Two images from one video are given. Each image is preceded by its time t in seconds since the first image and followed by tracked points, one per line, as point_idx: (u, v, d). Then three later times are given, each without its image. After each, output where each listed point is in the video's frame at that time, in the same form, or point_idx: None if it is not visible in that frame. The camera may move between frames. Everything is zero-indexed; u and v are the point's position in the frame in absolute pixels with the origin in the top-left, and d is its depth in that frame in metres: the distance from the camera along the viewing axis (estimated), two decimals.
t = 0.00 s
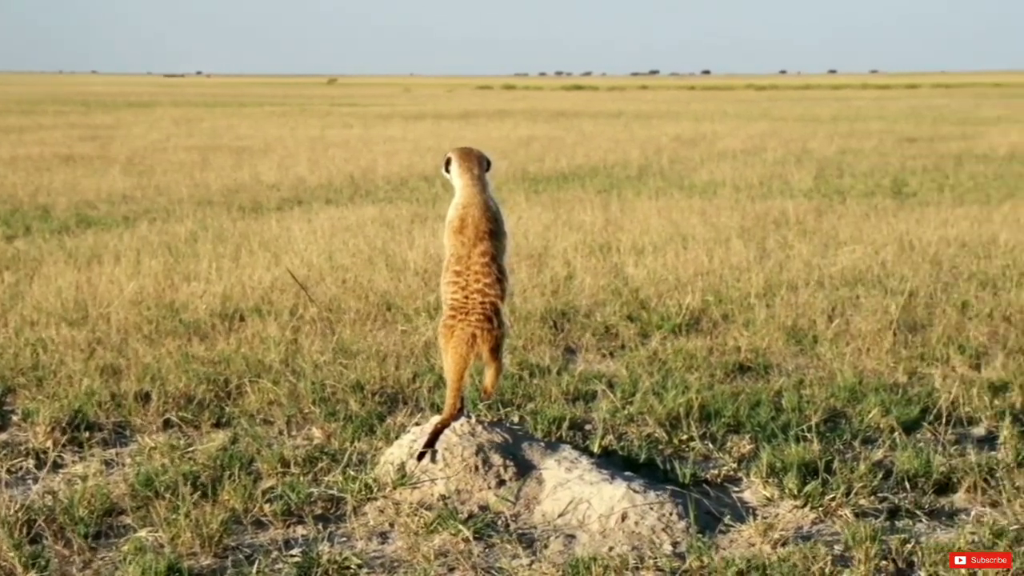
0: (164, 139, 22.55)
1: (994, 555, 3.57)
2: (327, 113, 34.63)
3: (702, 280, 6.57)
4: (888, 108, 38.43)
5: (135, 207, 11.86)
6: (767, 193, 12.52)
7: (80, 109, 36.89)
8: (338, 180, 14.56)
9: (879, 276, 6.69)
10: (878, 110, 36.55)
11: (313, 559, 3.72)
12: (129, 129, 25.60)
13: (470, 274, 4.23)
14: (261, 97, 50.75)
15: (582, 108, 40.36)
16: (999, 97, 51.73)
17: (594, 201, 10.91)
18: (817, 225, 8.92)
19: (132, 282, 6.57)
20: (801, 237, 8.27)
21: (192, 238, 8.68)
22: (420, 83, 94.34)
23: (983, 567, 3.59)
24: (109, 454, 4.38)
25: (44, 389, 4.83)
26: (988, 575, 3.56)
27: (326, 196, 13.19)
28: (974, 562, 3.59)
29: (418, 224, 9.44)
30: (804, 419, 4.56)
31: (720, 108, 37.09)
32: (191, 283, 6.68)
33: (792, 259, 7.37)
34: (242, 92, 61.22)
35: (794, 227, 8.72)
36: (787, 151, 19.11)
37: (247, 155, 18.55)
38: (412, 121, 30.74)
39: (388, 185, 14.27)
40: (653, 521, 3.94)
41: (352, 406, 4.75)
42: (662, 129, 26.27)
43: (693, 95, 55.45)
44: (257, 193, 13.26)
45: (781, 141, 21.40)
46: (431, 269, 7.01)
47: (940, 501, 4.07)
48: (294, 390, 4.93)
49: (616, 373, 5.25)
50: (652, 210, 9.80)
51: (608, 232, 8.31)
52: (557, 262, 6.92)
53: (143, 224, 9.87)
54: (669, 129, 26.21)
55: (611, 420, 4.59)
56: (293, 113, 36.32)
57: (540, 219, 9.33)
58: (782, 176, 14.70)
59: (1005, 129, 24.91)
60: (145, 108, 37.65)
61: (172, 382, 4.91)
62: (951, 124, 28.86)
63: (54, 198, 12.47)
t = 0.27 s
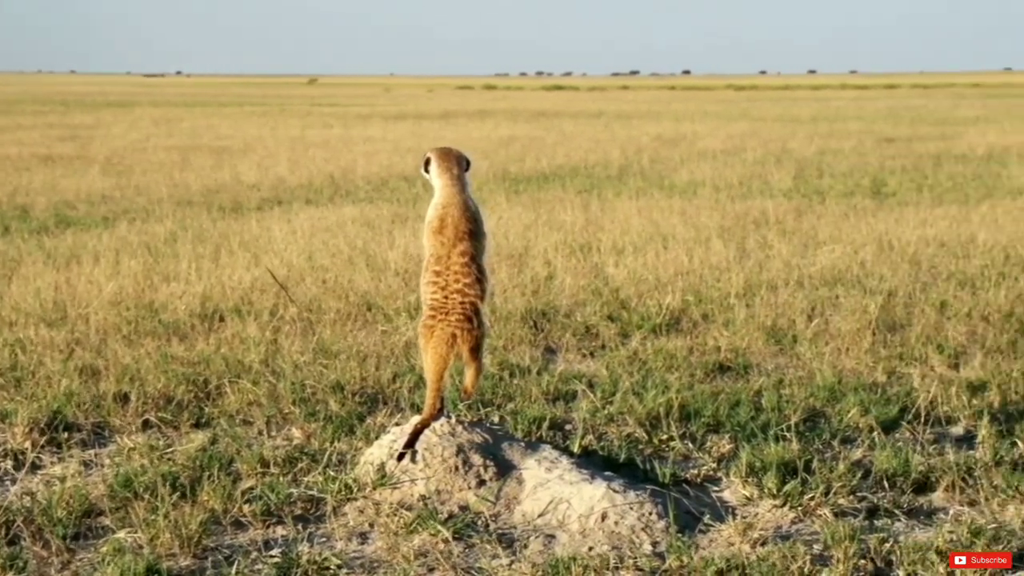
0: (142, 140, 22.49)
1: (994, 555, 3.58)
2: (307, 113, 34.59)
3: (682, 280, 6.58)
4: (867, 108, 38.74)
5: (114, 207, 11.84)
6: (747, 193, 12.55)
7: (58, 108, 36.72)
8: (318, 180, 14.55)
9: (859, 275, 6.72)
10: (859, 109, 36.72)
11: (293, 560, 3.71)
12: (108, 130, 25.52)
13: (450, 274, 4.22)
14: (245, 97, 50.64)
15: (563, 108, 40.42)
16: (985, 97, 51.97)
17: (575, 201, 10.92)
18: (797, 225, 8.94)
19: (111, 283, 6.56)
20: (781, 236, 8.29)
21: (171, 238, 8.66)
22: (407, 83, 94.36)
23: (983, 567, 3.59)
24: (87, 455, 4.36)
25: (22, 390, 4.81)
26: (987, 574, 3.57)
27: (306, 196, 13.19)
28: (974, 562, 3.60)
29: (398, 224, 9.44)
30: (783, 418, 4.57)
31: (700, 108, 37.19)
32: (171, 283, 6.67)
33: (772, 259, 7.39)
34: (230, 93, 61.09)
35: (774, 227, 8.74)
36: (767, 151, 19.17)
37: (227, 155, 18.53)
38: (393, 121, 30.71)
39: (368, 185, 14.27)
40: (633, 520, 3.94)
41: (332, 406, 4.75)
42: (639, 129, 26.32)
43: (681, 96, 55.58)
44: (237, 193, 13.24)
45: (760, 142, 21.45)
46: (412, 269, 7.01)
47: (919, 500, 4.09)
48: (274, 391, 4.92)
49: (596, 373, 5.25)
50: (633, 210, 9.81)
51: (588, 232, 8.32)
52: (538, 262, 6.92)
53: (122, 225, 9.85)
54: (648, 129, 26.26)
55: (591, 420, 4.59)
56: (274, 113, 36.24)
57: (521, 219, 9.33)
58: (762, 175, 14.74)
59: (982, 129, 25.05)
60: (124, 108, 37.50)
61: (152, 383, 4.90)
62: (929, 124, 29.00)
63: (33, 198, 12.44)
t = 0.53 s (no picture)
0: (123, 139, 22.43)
1: (994, 555, 3.60)
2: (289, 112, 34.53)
3: (664, 280, 6.59)
4: (848, 108, 39.01)
5: (95, 207, 11.83)
6: (730, 193, 12.58)
7: (39, 108, 36.58)
8: (300, 180, 14.55)
9: (840, 275, 6.74)
10: (833, 110, 36.84)
11: (275, 561, 3.71)
12: (91, 130, 25.43)
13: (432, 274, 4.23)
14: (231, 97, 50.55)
15: (545, 108, 40.50)
16: (972, 96, 52.24)
17: (558, 201, 10.93)
18: (779, 225, 8.97)
19: (92, 283, 6.55)
20: (763, 236, 8.31)
21: (153, 239, 8.66)
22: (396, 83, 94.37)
23: (982, 567, 3.60)
24: (68, 455, 4.36)
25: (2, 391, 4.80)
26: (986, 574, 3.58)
27: (289, 195, 13.19)
28: (974, 563, 3.60)
29: (380, 224, 9.45)
30: (765, 418, 4.58)
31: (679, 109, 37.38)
32: (153, 283, 6.66)
33: (754, 259, 7.41)
34: (220, 93, 60.96)
35: (756, 227, 8.77)
36: (750, 151, 19.23)
37: (209, 155, 18.50)
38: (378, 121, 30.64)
39: (351, 185, 14.28)
40: (615, 520, 3.94)
41: (314, 406, 4.75)
42: (623, 129, 26.38)
43: (671, 96, 55.69)
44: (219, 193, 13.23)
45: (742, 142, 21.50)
46: (395, 270, 7.02)
47: (899, 499, 4.10)
48: (256, 391, 4.92)
49: (579, 373, 5.26)
50: (616, 210, 9.83)
51: (571, 232, 8.34)
52: (520, 262, 6.93)
53: (103, 225, 9.84)
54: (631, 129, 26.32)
55: (574, 420, 4.60)
56: (257, 113, 36.18)
57: (504, 219, 9.34)
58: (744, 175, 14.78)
59: (963, 129, 25.17)
60: (105, 108, 37.36)
61: (133, 384, 4.89)
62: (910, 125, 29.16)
63: (14, 198, 12.42)
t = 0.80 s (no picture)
0: (106, 139, 22.36)
1: (994, 555, 3.60)
2: (268, 113, 34.47)
3: (644, 280, 6.61)
4: (828, 108, 39.30)
5: (74, 207, 11.80)
6: (710, 193, 12.61)
7: (18, 108, 36.39)
8: (280, 180, 14.54)
9: (820, 275, 6.77)
10: (815, 109, 37.05)
11: (254, 561, 3.70)
12: (75, 129, 25.34)
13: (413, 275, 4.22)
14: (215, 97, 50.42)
15: (527, 108, 40.58)
16: (959, 96, 52.50)
17: (538, 201, 10.94)
18: (759, 225, 8.99)
19: (71, 283, 6.54)
20: (743, 236, 8.33)
21: (132, 239, 8.64)
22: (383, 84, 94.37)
23: (982, 567, 3.62)
24: (47, 457, 4.34)
25: None
26: (987, 575, 3.59)
27: (269, 195, 13.18)
28: (974, 562, 3.61)
29: (361, 224, 9.45)
30: (745, 417, 4.59)
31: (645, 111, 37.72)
32: (132, 283, 6.65)
33: (734, 259, 7.43)
34: (208, 93, 60.79)
35: (736, 227, 8.79)
36: (732, 151, 19.29)
37: (189, 155, 18.46)
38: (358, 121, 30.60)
39: (331, 185, 14.28)
40: (595, 520, 3.95)
41: (294, 407, 4.74)
42: (605, 129, 26.45)
43: (659, 96, 55.83)
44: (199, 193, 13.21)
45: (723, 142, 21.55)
46: (375, 270, 7.03)
47: (878, 499, 4.11)
48: (236, 392, 4.91)
49: (559, 372, 5.26)
50: (596, 210, 9.84)
51: (552, 232, 8.35)
52: (501, 262, 6.93)
53: (82, 226, 9.82)
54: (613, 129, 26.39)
55: (554, 420, 4.60)
56: (236, 113, 36.11)
57: (484, 219, 9.35)
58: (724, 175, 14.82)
59: (946, 129, 25.30)
60: (85, 108, 37.17)
61: (112, 384, 4.88)
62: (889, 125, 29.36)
63: None
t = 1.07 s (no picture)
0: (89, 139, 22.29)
1: (994, 555, 3.63)
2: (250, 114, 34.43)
3: (626, 280, 6.63)
4: (809, 108, 39.57)
5: (56, 207, 11.78)
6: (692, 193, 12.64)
7: None
8: (263, 180, 14.53)
9: (801, 275, 6.79)
10: (799, 108, 37.23)
11: (235, 562, 3.69)
12: (60, 129, 25.25)
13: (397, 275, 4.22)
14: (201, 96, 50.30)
15: (510, 109, 40.66)
16: (948, 96, 52.69)
17: (521, 201, 10.96)
18: (741, 225, 9.01)
19: (52, 283, 6.52)
20: (725, 236, 8.36)
21: (114, 239, 8.63)
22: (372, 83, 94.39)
23: (981, 567, 3.64)
24: (27, 458, 4.33)
25: None
26: (986, 574, 3.62)
27: (251, 195, 13.18)
28: (973, 562, 3.65)
29: (343, 224, 9.45)
30: (727, 417, 4.59)
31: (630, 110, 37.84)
32: (113, 284, 6.64)
33: (716, 258, 7.46)
34: (198, 93, 60.63)
35: (718, 227, 8.82)
36: (714, 151, 19.36)
37: (172, 155, 18.43)
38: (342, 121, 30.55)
39: (313, 185, 14.29)
40: (577, 520, 3.95)
41: (275, 407, 4.73)
42: (588, 129, 26.52)
43: (649, 96, 55.93)
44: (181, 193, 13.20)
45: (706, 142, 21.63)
46: (357, 270, 7.04)
47: (859, 498, 4.12)
48: (218, 393, 4.90)
49: (541, 372, 5.28)
50: (578, 210, 9.86)
51: (534, 232, 8.37)
52: (483, 261, 6.95)
53: (62, 227, 9.80)
54: (596, 129, 26.46)
55: (536, 420, 4.61)
56: (218, 112, 36.05)
57: (467, 219, 9.36)
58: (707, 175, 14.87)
59: (931, 130, 25.42)
60: (67, 108, 37.02)
61: (93, 385, 4.87)
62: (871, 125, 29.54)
63: None
